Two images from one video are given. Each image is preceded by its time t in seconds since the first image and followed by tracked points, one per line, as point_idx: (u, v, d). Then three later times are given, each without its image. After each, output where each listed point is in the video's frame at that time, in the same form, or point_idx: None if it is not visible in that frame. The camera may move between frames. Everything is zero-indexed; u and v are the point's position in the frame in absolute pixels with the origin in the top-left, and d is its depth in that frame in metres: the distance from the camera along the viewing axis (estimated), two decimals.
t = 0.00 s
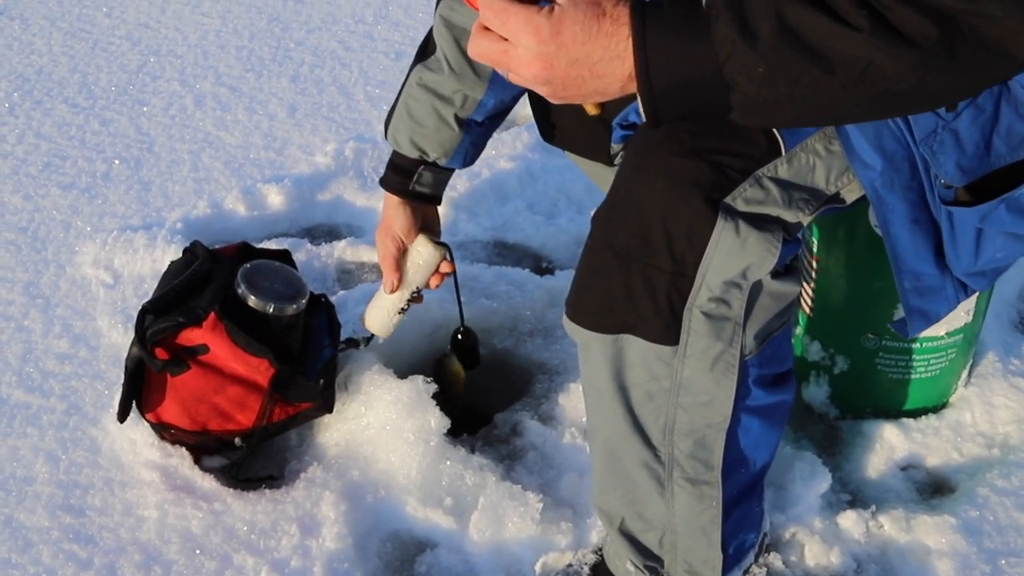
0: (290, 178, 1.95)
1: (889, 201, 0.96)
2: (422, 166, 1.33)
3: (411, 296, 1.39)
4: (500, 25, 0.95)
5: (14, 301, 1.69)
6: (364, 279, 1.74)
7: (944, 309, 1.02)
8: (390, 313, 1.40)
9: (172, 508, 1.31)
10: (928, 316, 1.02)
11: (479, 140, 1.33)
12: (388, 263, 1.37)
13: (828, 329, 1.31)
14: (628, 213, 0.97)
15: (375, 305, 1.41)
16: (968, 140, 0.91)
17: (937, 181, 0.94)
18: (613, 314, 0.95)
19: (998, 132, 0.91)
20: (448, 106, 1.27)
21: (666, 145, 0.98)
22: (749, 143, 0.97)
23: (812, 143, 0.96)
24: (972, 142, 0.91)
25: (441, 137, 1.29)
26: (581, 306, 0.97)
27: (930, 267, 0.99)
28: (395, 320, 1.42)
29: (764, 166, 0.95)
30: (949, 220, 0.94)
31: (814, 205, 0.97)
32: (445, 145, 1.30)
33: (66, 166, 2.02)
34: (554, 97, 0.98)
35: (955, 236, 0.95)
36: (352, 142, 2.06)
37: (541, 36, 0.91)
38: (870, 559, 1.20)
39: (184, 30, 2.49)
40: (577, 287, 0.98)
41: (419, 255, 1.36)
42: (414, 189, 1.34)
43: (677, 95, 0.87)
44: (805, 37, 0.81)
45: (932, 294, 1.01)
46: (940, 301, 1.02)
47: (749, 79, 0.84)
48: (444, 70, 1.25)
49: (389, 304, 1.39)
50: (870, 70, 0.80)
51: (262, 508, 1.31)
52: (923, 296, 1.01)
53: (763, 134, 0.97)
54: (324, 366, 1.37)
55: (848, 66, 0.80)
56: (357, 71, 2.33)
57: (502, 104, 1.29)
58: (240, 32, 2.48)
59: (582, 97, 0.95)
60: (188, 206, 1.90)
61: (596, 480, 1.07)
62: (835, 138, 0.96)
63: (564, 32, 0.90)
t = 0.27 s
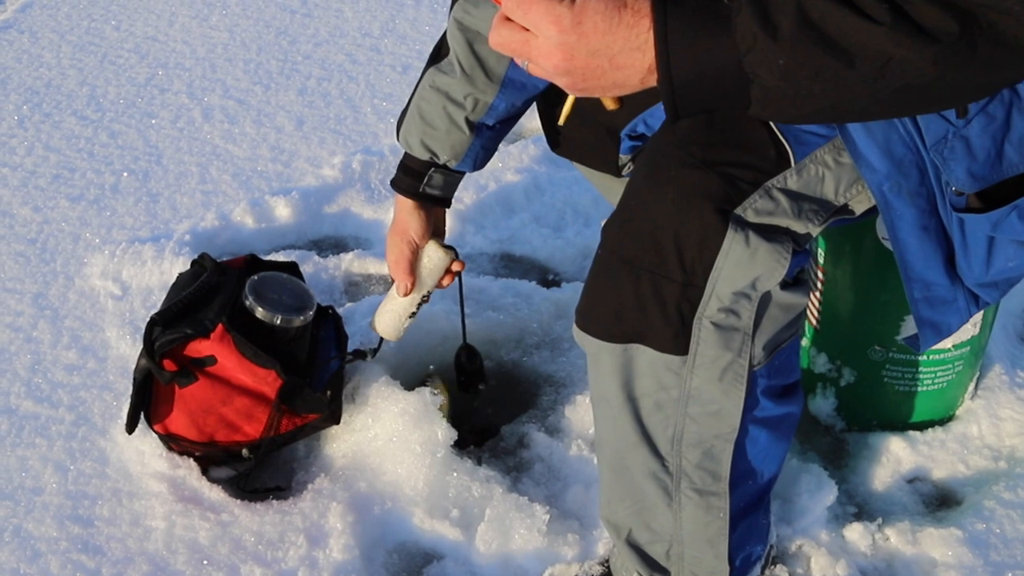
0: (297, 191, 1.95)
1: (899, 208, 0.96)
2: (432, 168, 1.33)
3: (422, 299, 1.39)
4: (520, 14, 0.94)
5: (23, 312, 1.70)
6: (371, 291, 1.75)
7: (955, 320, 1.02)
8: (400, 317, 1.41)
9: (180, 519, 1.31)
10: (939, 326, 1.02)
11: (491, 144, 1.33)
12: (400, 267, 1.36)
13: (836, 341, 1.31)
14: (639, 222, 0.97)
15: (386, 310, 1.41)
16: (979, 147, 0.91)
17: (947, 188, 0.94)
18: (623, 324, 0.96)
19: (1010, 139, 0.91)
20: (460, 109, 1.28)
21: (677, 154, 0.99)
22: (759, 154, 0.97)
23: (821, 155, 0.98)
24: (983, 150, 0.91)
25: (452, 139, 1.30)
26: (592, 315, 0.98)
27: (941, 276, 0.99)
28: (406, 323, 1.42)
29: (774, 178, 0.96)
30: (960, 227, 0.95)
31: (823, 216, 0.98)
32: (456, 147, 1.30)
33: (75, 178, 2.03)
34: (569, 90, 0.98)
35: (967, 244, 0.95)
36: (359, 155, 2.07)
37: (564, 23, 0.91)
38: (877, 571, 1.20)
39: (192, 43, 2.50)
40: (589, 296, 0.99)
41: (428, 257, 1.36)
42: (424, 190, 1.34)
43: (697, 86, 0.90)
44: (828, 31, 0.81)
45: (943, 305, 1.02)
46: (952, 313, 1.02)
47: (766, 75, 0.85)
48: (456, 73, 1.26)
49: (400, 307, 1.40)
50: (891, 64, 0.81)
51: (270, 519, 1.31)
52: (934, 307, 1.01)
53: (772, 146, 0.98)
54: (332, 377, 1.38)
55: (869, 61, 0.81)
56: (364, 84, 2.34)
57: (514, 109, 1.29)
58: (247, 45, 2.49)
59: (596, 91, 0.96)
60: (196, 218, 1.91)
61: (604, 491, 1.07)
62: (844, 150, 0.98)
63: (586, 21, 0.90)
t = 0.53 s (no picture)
0: (302, 194, 1.96)
1: (899, 208, 0.96)
2: (438, 167, 1.32)
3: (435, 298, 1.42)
4: (528, 10, 0.95)
5: (29, 314, 1.70)
6: (375, 293, 1.75)
7: (956, 321, 1.02)
8: (413, 319, 1.43)
9: (184, 521, 1.31)
10: (939, 327, 1.03)
11: (495, 141, 1.33)
12: (413, 271, 1.39)
13: (839, 344, 1.32)
14: (641, 224, 0.98)
15: (398, 313, 1.44)
16: (981, 149, 0.91)
17: (948, 190, 0.94)
18: (624, 325, 0.96)
19: (1012, 141, 0.91)
20: (466, 105, 1.28)
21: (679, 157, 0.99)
22: (761, 156, 0.98)
23: (822, 157, 0.98)
24: (984, 152, 0.91)
25: (459, 136, 1.29)
26: (595, 316, 0.99)
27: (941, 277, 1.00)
28: (419, 325, 1.45)
29: (775, 179, 0.96)
30: (960, 228, 0.95)
31: (824, 217, 0.98)
32: (463, 144, 1.30)
33: (81, 181, 2.04)
34: (578, 86, 0.98)
35: (967, 246, 0.96)
36: (364, 158, 2.07)
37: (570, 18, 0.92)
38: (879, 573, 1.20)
39: (198, 47, 2.51)
40: (591, 298, 0.99)
41: (439, 259, 1.39)
42: (429, 189, 1.34)
43: (701, 84, 0.90)
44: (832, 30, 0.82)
45: (943, 306, 1.02)
46: (952, 314, 1.02)
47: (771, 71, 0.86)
48: (462, 68, 1.26)
49: (412, 309, 1.42)
50: (894, 62, 0.81)
51: (273, 521, 1.31)
52: (934, 307, 1.02)
53: (774, 147, 0.99)
54: (335, 379, 1.38)
55: (873, 59, 0.81)
56: (369, 87, 2.35)
57: (521, 105, 1.30)
58: (253, 49, 2.50)
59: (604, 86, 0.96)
60: (201, 220, 1.92)
61: (606, 492, 1.08)
62: (846, 152, 0.98)
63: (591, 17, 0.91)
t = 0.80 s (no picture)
0: (303, 195, 1.96)
1: (901, 211, 0.96)
2: (438, 172, 1.32)
3: (420, 308, 1.41)
4: (531, 14, 0.94)
5: (30, 315, 1.71)
6: (377, 295, 1.75)
7: (956, 324, 1.02)
8: (398, 327, 1.42)
9: (185, 522, 1.32)
10: (939, 330, 1.02)
11: (497, 146, 1.32)
12: (396, 275, 1.41)
13: (840, 347, 1.32)
14: (643, 226, 0.98)
15: (387, 320, 1.44)
16: (982, 152, 0.91)
17: (949, 193, 0.94)
18: (626, 327, 0.96)
19: (1013, 144, 0.91)
20: (468, 108, 1.27)
21: (681, 160, 0.99)
22: (761, 159, 0.99)
23: (824, 160, 0.98)
24: (985, 154, 0.91)
25: (459, 141, 1.29)
26: (596, 317, 0.98)
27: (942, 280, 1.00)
28: (407, 334, 1.44)
29: (776, 182, 0.97)
30: (961, 232, 0.95)
31: (825, 220, 0.98)
32: (464, 150, 1.30)
33: (82, 182, 2.04)
34: (580, 88, 0.98)
35: (968, 249, 0.96)
36: (365, 160, 2.07)
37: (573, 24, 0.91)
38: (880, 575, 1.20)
39: (200, 48, 2.51)
40: (592, 300, 0.99)
41: (420, 269, 1.38)
42: (428, 193, 1.34)
43: (706, 84, 0.90)
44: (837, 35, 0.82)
45: (943, 308, 1.02)
46: (953, 316, 1.02)
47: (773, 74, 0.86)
48: (464, 72, 1.26)
49: (399, 317, 1.42)
50: (898, 66, 0.81)
51: (274, 523, 1.31)
52: (934, 310, 1.01)
53: (776, 151, 0.99)
54: (337, 381, 1.38)
55: (879, 63, 0.82)
56: (371, 89, 2.35)
57: (522, 110, 1.30)
58: (256, 50, 2.50)
59: (605, 89, 0.96)
60: (203, 222, 1.92)
61: (607, 493, 1.08)
62: (847, 155, 0.98)
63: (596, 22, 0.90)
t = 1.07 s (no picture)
0: (304, 197, 1.96)
1: (899, 212, 0.96)
2: (436, 163, 1.32)
3: (416, 298, 1.40)
4: (533, 7, 0.94)
5: (30, 318, 1.71)
6: (377, 297, 1.75)
7: (954, 326, 1.02)
8: (394, 319, 1.43)
9: (185, 524, 1.31)
10: (937, 332, 1.02)
11: (495, 142, 1.32)
12: (392, 267, 1.40)
13: (839, 348, 1.32)
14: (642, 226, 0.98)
15: (383, 311, 1.44)
16: (981, 153, 0.91)
17: (948, 194, 0.94)
18: (625, 328, 0.96)
19: (1012, 146, 0.91)
20: (466, 102, 1.28)
21: (680, 160, 0.99)
22: (761, 159, 0.99)
23: (823, 160, 0.98)
24: (984, 155, 0.91)
25: (458, 134, 1.29)
26: (596, 318, 0.98)
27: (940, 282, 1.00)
28: (403, 325, 1.44)
29: (776, 182, 0.97)
30: (959, 233, 0.95)
31: (824, 220, 0.98)
32: (462, 142, 1.30)
33: (83, 184, 2.04)
34: (581, 83, 0.98)
35: (966, 250, 0.96)
36: (366, 161, 2.07)
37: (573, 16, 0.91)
38: None
39: (201, 50, 2.51)
40: (591, 300, 0.99)
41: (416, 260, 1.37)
42: (427, 185, 1.34)
43: (707, 82, 0.88)
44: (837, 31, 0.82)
45: (941, 310, 1.02)
46: (950, 318, 1.02)
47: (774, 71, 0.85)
48: (464, 65, 1.26)
49: (395, 308, 1.42)
50: (898, 63, 0.81)
51: (274, 524, 1.31)
52: (932, 312, 1.01)
53: (776, 150, 0.99)
54: (335, 381, 1.38)
55: (879, 61, 0.82)
56: (372, 90, 2.35)
57: (522, 105, 1.30)
58: (257, 52, 2.50)
59: (606, 84, 0.96)
60: (203, 224, 1.92)
61: (607, 495, 1.07)
62: (846, 155, 0.99)
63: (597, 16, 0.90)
